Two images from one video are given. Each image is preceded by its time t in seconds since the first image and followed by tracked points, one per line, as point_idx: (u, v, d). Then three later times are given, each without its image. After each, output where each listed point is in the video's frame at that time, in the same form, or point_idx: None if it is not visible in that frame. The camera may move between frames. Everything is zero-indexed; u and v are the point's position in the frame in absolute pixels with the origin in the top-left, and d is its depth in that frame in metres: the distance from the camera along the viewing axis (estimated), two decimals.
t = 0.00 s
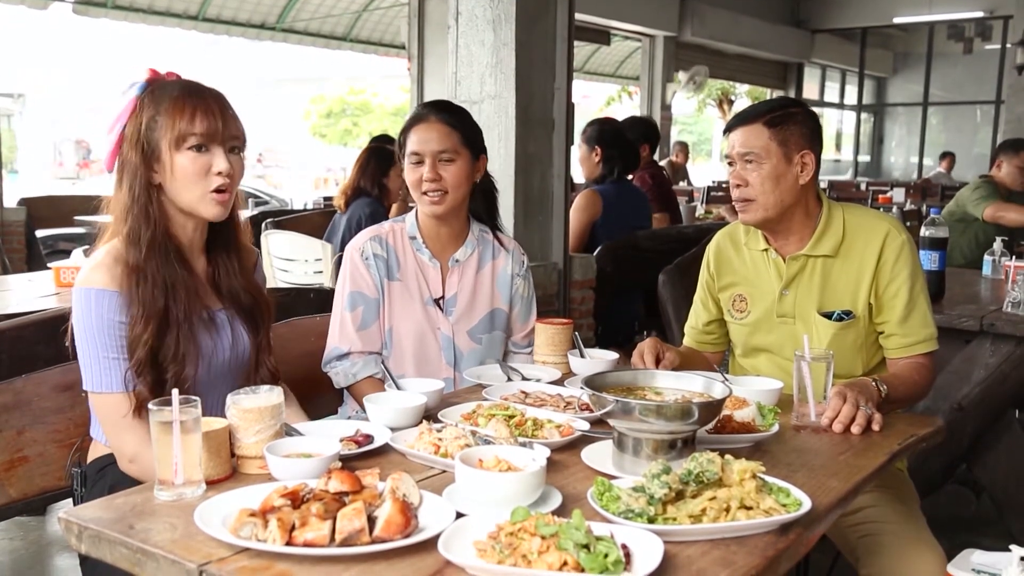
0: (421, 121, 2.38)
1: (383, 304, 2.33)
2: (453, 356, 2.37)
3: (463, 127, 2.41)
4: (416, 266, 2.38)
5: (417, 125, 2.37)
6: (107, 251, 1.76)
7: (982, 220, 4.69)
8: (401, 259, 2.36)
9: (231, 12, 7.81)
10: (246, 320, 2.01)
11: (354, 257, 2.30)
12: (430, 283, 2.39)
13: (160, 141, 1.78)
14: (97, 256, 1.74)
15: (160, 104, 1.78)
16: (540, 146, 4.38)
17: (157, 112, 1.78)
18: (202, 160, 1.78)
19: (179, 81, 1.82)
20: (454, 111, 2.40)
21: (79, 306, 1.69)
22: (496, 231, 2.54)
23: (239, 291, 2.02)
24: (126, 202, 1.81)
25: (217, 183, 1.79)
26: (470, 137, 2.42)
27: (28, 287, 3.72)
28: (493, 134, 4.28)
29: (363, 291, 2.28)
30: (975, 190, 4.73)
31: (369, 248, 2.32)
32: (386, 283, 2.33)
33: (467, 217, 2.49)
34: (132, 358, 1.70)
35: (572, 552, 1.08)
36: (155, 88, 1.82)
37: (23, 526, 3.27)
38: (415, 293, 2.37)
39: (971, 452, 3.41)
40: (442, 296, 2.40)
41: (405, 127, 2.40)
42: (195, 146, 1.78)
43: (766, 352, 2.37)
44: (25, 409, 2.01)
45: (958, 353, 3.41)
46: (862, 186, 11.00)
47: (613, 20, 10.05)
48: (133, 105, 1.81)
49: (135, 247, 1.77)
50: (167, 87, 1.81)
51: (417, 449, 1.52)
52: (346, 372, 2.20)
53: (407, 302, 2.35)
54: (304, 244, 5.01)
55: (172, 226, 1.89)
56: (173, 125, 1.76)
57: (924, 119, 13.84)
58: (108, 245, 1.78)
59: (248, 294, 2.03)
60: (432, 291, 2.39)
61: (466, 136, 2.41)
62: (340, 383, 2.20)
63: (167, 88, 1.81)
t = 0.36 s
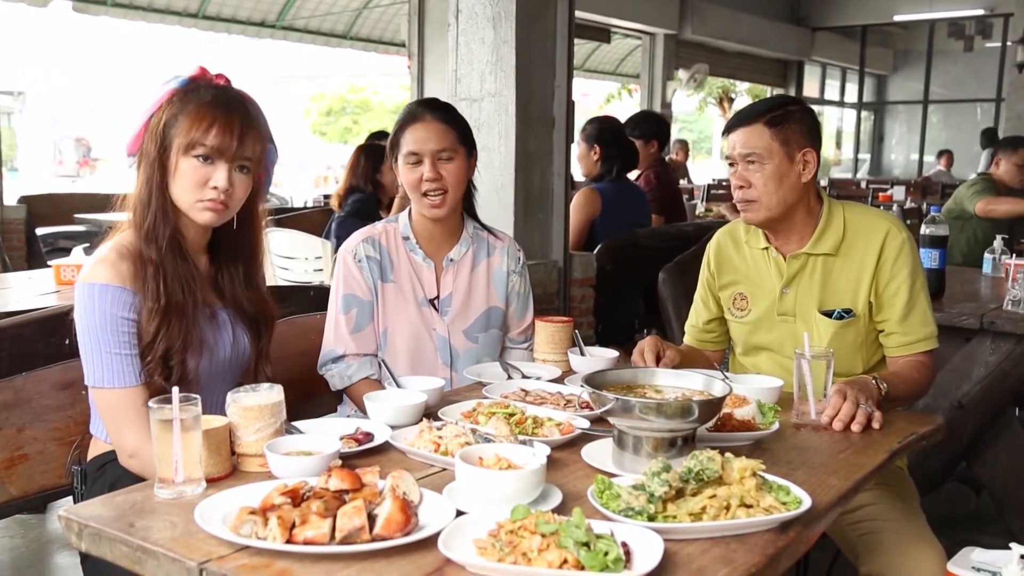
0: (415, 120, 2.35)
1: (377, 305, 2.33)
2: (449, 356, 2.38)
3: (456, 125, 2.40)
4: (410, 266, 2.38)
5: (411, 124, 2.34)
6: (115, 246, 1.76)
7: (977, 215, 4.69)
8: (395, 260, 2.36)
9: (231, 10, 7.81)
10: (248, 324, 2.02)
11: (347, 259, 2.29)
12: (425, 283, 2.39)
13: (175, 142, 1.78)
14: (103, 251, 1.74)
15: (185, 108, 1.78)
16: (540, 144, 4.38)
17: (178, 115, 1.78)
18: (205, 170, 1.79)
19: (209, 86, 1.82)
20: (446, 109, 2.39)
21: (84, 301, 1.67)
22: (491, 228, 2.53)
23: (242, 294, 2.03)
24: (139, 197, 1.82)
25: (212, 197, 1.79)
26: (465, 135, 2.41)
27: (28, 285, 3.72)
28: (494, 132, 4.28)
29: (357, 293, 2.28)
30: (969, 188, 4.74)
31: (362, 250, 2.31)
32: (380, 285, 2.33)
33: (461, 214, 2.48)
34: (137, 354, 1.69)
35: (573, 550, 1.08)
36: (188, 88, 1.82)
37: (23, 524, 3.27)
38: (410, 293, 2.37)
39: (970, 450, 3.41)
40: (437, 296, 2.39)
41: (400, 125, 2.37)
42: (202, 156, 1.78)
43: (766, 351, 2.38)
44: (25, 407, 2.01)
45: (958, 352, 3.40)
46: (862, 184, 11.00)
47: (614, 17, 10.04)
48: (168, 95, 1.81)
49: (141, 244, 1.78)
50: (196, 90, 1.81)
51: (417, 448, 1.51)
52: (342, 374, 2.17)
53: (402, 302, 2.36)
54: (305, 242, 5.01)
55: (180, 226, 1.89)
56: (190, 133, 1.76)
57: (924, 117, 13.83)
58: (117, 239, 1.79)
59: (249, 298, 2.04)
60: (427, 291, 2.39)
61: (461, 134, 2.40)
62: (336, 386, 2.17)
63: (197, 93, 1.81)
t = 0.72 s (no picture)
0: (423, 117, 2.35)
1: (379, 303, 2.33)
2: (450, 355, 2.38)
3: (461, 124, 2.40)
4: (412, 265, 2.38)
5: (419, 121, 2.34)
6: (119, 245, 1.75)
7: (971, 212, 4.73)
8: (397, 259, 2.36)
9: (231, 10, 7.81)
10: (251, 308, 2.03)
11: (349, 258, 2.30)
12: (427, 282, 2.39)
13: (184, 141, 1.79)
14: (108, 250, 1.74)
15: (183, 104, 1.79)
16: (540, 143, 4.38)
17: (178, 114, 1.78)
18: (227, 162, 1.82)
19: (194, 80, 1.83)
20: (452, 108, 2.40)
21: (90, 301, 1.67)
22: (494, 227, 2.53)
23: (246, 281, 2.03)
24: (144, 199, 1.80)
25: (240, 184, 1.84)
26: (470, 133, 2.41)
27: (29, 284, 3.73)
28: (494, 132, 4.28)
29: (358, 291, 2.29)
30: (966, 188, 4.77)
31: (364, 248, 2.32)
32: (382, 283, 2.33)
33: (464, 213, 2.48)
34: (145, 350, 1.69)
35: (572, 550, 1.08)
36: (178, 85, 1.81)
37: (23, 523, 3.27)
38: (411, 292, 2.37)
39: (970, 450, 3.40)
40: (439, 295, 2.40)
41: (405, 123, 2.37)
42: (221, 149, 1.81)
43: (765, 351, 2.38)
44: (25, 407, 2.01)
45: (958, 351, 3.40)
46: (862, 183, 11.00)
47: (613, 16, 10.03)
48: (151, 102, 1.78)
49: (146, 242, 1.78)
50: (187, 86, 1.81)
51: (417, 447, 1.51)
52: (343, 372, 2.20)
53: (403, 301, 2.36)
54: (304, 241, 5.01)
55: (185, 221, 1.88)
56: (197, 129, 1.78)
57: (924, 116, 13.81)
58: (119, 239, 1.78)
59: (251, 286, 2.04)
60: (428, 290, 2.39)
61: (466, 132, 2.40)
62: (338, 383, 2.19)
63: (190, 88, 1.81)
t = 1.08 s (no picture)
0: (436, 119, 2.34)
1: (382, 302, 2.33)
2: (452, 355, 2.38)
3: (473, 126, 2.40)
4: (416, 264, 2.38)
5: (432, 122, 2.33)
6: (109, 246, 1.74)
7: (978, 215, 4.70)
8: (401, 257, 2.36)
9: (231, 10, 7.81)
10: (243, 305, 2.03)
11: (354, 256, 2.30)
12: (430, 281, 2.39)
13: (197, 154, 1.77)
14: (98, 249, 1.73)
15: (196, 118, 1.75)
16: (540, 143, 4.38)
17: (193, 127, 1.75)
18: (236, 177, 1.83)
19: (204, 85, 1.78)
20: (465, 111, 2.40)
21: (82, 301, 1.67)
22: (498, 228, 2.53)
23: (237, 278, 2.04)
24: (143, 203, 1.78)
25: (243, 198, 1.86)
26: (481, 135, 2.41)
27: (29, 285, 3.73)
28: (494, 132, 4.28)
29: (363, 289, 2.29)
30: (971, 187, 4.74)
31: (369, 247, 2.32)
32: (386, 282, 2.33)
33: (469, 215, 2.48)
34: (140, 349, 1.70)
35: (573, 550, 1.08)
36: (191, 92, 1.77)
37: (24, 523, 3.27)
38: (415, 290, 2.37)
39: (970, 450, 3.40)
40: (442, 294, 2.40)
41: (417, 123, 2.36)
42: (232, 165, 1.82)
43: (766, 351, 2.38)
44: (26, 407, 2.01)
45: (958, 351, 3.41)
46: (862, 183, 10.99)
47: (614, 16, 10.03)
48: (165, 110, 1.73)
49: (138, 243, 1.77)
50: (201, 93, 1.77)
51: (418, 447, 1.51)
52: (345, 369, 2.21)
53: (407, 300, 2.36)
54: (305, 242, 5.03)
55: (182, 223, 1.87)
56: (211, 144, 1.77)
57: (924, 116, 13.81)
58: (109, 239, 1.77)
59: (242, 283, 2.05)
60: (432, 289, 2.39)
61: (478, 135, 2.40)
62: (340, 380, 2.21)
63: (206, 98, 1.77)
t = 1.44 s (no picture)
0: (440, 119, 2.34)
1: (385, 302, 2.34)
2: (454, 355, 2.38)
3: (478, 127, 2.40)
4: (418, 264, 2.38)
5: (437, 123, 2.33)
6: (114, 249, 1.72)
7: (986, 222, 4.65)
8: (403, 257, 2.36)
9: (232, 10, 7.81)
10: (246, 306, 2.04)
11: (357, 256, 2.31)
12: (433, 282, 2.39)
13: (212, 169, 1.76)
14: (102, 251, 1.72)
15: (216, 134, 1.75)
16: (541, 144, 4.38)
17: (211, 143, 1.74)
18: (249, 189, 1.84)
19: (219, 96, 1.77)
20: (471, 112, 2.39)
21: (85, 304, 1.66)
22: (500, 229, 2.53)
23: (239, 278, 2.04)
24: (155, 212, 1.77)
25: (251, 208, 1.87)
26: (486, 136, 2.41)
27: (30, 285, 3.73)
28: (494, 132, 4.28)
29: (365, 289, 2.29)
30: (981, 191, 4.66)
31: (372, 247, 2.32)
32: (388, 282, 2.33)
33: (472, 215, 2.47)
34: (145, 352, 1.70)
35: (574, 550, 1.08)
36: (207, 104, 1.75)
37: (25, 523, 3.27)
38: (417, 290, 2.37)
39: (971, 451, 3.39)
40: (444, 295, 2.40)
41: (422, 123, 2.36)
42: (244, 180, 1.83)
43: (767, 352, 2.38)
44: (27, 407, 2.02)
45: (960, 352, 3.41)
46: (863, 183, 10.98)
47: (614, 16, 10.02)
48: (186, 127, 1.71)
49: (145, 247, 1.76)
50: (216, 106, 1.76)
51: (419, 447, 1.51)
52: (347, 370, 2.21)
53: (409, 300, 2.36)
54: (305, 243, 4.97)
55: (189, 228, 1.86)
56: (226, 159, 1.77)
57: (925, 117, 13.80)
58: (113, 242, 1.75)
59: (247, 283, 2.05)
60: (434, 290, 2.39)
61: (483, 136, 2.40)
62: (341, 380, 2.20)
63: (221, 112, 1.76)
